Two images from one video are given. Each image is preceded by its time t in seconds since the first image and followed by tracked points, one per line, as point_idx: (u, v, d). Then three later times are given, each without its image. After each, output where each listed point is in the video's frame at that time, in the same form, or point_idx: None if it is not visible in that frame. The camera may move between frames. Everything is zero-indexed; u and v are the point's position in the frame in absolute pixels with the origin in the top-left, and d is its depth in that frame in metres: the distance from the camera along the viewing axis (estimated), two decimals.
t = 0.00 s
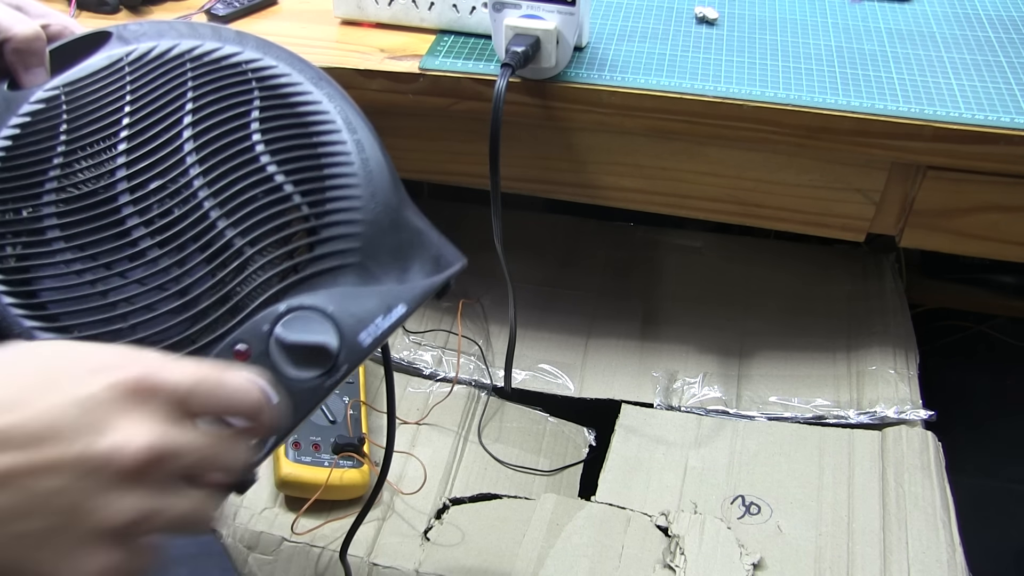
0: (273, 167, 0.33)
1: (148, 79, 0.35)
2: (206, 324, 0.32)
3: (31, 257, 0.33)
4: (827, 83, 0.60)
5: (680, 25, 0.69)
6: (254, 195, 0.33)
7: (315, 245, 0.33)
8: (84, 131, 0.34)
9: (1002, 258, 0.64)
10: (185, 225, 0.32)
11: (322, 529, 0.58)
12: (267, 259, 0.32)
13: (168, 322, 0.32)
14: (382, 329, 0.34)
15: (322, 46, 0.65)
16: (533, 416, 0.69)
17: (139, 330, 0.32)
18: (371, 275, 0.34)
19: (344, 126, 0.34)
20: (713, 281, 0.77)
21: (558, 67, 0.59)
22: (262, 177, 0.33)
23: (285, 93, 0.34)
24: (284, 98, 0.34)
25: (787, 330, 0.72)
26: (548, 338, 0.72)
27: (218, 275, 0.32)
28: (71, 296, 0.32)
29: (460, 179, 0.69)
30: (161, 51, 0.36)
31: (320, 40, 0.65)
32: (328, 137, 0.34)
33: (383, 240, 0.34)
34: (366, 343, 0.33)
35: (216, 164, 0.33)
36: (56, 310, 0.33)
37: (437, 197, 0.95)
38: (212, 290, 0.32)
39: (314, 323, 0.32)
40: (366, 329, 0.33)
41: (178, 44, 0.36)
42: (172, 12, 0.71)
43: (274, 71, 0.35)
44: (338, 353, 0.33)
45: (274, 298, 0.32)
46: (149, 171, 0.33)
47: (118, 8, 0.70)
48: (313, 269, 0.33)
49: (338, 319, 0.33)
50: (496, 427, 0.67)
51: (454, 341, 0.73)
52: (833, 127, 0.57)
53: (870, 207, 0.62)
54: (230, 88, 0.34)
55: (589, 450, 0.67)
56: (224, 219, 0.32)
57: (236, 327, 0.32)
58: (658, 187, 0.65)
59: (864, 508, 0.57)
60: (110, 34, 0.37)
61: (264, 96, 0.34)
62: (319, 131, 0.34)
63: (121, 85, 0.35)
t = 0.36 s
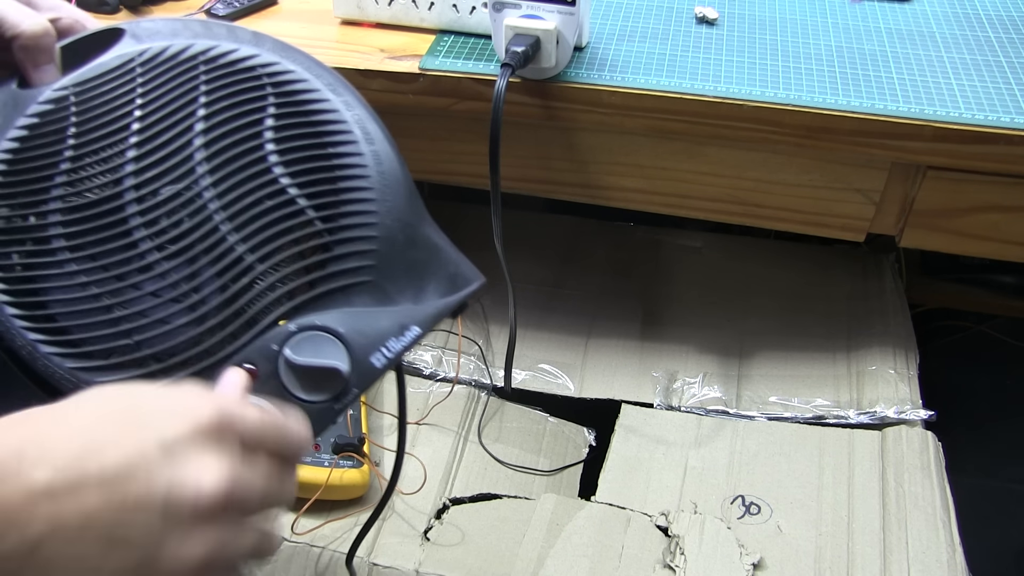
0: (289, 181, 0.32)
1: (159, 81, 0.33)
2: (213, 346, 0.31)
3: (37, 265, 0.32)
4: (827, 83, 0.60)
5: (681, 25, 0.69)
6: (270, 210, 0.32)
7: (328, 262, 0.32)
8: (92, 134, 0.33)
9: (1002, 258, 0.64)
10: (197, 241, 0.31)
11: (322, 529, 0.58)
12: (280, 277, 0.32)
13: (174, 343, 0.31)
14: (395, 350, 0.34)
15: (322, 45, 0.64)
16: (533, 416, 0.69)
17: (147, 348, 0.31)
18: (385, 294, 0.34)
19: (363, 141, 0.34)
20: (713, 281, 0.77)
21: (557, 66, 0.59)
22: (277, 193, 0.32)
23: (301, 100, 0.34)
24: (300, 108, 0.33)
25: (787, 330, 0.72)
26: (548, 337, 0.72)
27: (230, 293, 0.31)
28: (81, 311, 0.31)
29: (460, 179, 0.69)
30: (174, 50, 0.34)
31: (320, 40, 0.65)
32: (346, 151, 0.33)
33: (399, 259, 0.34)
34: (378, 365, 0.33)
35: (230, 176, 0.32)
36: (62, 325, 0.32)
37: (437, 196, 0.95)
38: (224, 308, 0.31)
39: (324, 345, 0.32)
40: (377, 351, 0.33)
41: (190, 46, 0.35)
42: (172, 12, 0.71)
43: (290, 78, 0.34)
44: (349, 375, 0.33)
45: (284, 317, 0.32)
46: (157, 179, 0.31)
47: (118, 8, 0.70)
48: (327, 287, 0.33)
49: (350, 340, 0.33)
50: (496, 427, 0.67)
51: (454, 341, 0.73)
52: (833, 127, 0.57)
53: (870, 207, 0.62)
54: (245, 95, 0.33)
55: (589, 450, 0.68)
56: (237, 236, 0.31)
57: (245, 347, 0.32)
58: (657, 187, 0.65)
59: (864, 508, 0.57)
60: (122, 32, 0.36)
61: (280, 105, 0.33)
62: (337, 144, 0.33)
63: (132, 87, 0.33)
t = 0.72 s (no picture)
0: (366, 220, 0.35)
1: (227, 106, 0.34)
2: (301, 381, 0.34)
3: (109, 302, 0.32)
4: (827, 83, 0.60)
5: (681, 26, 0.69)
6: (352, 251, 0.34)
7: (406, 300, 0.36)
8: (164, 158, 0.32)
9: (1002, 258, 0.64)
10: (284, 281, 0.33)
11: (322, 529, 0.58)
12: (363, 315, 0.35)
13: (261, 379, 0.33)
14: (466, 382, 0.38)
15: (322, 46, 0.65)
16: (533, 416, 0.69)
17: (233, 382, 0.33)
18: (454, 323, 0.38)
19: (431, 178, 0.37)
20: (712, 282, 0.77)
21: (557, 67, 0.59)
22: (357, 233, 0.35)
23: (373, 137, 0.35)
24: (374, 144, 0.35)
25: (787, 330, 0.72)
26: (548, 338, 0.72)
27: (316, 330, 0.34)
28: (167, 348, 0.32)
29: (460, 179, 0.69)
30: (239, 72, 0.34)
31: (321, 40, 0.65)
32: (419, 190, 0.36)
33: (466, 291, 0.38)
34: (452, 399, 0.38)
35: (311, 214, 0.34)
36: (147, 360, 0.32)
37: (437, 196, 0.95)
38: (308, 348, 0.34)
39: (404, 383, 0.36)
40: (451, 386, 0.37)
41: (255, 66, 0.35)
42: (173, 11, 0.71)
43: (360, 107, 0.36)
44: (426, 409, 0.37)
45: (365, 352, 0.36)
46: (238, 217, 0.32)
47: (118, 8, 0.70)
48: (401, 320, 0.36)
49: (424, 375, 0.37)
50: (496, 427, 0.67)
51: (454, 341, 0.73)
52: (833, 127, 0.57)
53: (870, 207, 0.62)
54: (318, 127, 0.34)
55: (589, 450, 0.68)
56: (322, 276, 0.34)
57: (328, 381, 0.35)
58: (658, 187, 0.65)
59: (864, 508, 0.57)
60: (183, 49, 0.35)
61: (354, 139, 0.35)
62: (410, 183, 0.36)
63: (201, 111, 0.33)
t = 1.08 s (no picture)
0: (362, 266, 0.35)
1: (229, 142, 0.32)
2: (292, 426, 0.36)
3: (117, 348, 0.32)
4: (827, 83, 0.60)
5: (681, 25, 0.69)
6: (346, 297, 0.35)
7: (397, 345, 0.37)
8: (162, 197, 0.31)
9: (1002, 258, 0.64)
10: (278, 328, 0.34)
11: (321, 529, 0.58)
12: (353, 363, 0.36)
13: (254, 420, 0.35)
14: (450, 427, 0.39)
15: (322, 46, 0.64)
16: (533, 416, 0.69)
17: (225, 425, 0.35)
18: (443, 368, 0.39)
19: (428, 223, 0.37)
20: (713, 281, 0.77)
21: (557, 67, 0.59)
22: (353, 279, 0.35)
23: (373, 178, 0.35)
24: (375, 187, 0.35)
25: (787, 330, 0.72)
26: (547, 338, 0.72)
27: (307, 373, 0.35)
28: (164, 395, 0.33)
29: (460, 178, 0.69)
30: (243, 102, 0.33)
31: (321, 40, 0.65)
32: (417, 238, 0.36)
33: (457, 337, 0.39)
34: (435, 443, 0.39)
35: (308, 260, 0.34)
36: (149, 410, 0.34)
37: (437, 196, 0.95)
38: (300, 391, 0.35)
39: (390, 431, 0.37)
40: (435, 432, 0.38)
41: (258, 97, 0.33)
42: (173, 11, 0.71)
43: (362, 145, 0.35)
44: (411, 457, 0.38)
45: (355, 400, 0.37)
46: (240, 262, 0.33)
47: (118, 8, 0.70)
48: (391, 365, 0.37)
49: (411, 422, 0.38)
50: (496, 427, 0.67)
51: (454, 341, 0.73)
52: (833, 127, 0.57)
53: (870, 207, 0.62)
54: (320, 168, 0.34)
55: (589, 450, 0.68)
56: (314, 321, 0.35)
57: (318, 425, 0.37)
58: (658, 187, 0.65)
59: (864, 508, 0.57)
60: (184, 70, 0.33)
61: (355, 181, 0.35)
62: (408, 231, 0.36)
63: (200, 145, 0.32)
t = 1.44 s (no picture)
0: (338, 242, 0.35)
1: (193, 131, 0.34)
2: (282, 404, 0.36)
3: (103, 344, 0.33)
4: (827, 82, 0.60)
5: (681, 25, 0.69)
6: (322, 272, 0.35)
7: (378, 317, 0.37)
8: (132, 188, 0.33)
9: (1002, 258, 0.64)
10: (257, 307, 0.34)
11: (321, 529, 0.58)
12: (336, 334, 0.36)
13: (242, 400, 0.35)
14: (440, 395, 0.39)
15: (322, 46, 0.64)
16: (533, 416, 0.69)
17: (215, 410, 0.35)
18: (427, 340, 0.38)
19: (400, 193, 0.37)
20: (712, 281, 0.77)
21: (558, 67, 0.59)
22: (329, 254, 0.35)
23: (341, 153, 0.36)
24: (342, 163, 0.36)
25: (787, 330, 0.72)
26: (548, 338, 0.72)
27: (290, 350, 0.35)
28: (147, 379, 0.34)
29: (460, 178, 0.69)
30: (202, 95, 0.34)
31: (321, 40, 0.65)
32: (389, 209, 0.36)
33: (438, 307, 0.38)
34: (426, 410, 0.39)
35: (278, 238, 0.34)
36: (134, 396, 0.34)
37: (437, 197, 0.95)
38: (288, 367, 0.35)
39: (380, 400, 0.37)
40: (425, 398, 0.38)
41: (219, 87, 0.35)
42: (173, 11, 0.71)
43: (326, 124, 0.36)
44: (404, 425, 0.38)
45: (342, 372, 0.36)
46: (212, 246, 0.33)
47: (118, 8, 0.70)
48: (374, 338, 0.37)
49: (399, 391, 0.38)
50: (496, 428, 0.67)
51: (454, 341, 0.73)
52: (833, 127, 0.57)
53: (870, 207, 0.62)
54: (286, 148, 0.35)
55: (589, 450, 0.68)
56: (292, 298, 0.34)
57: (309, 400, 0.36)
58: (658, 187, 0.65)
59: (864, 508, 0.57)
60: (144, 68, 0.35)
61: (321, 158, 0.35)
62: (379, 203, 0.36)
63: (168, 133, 0.34)
